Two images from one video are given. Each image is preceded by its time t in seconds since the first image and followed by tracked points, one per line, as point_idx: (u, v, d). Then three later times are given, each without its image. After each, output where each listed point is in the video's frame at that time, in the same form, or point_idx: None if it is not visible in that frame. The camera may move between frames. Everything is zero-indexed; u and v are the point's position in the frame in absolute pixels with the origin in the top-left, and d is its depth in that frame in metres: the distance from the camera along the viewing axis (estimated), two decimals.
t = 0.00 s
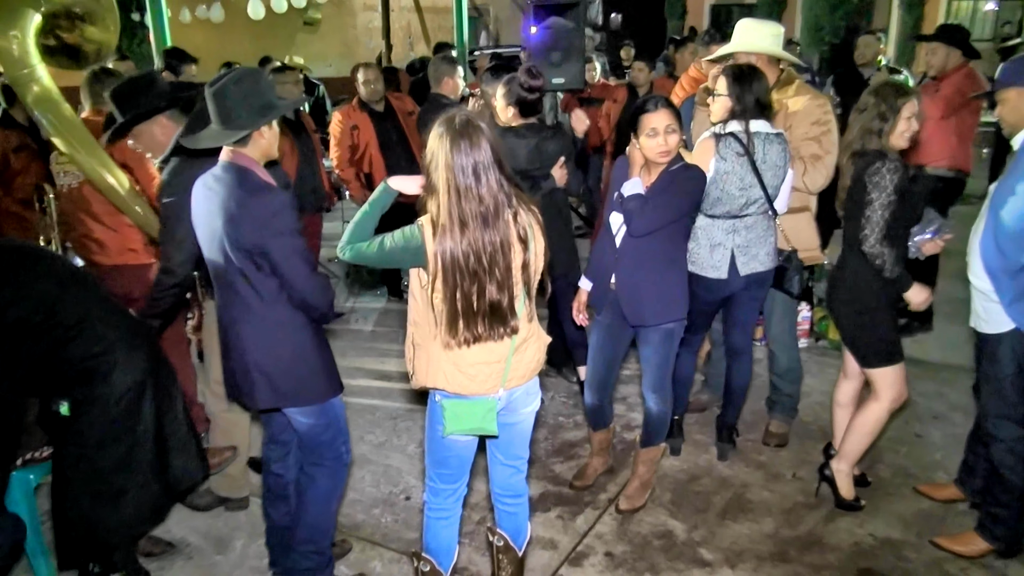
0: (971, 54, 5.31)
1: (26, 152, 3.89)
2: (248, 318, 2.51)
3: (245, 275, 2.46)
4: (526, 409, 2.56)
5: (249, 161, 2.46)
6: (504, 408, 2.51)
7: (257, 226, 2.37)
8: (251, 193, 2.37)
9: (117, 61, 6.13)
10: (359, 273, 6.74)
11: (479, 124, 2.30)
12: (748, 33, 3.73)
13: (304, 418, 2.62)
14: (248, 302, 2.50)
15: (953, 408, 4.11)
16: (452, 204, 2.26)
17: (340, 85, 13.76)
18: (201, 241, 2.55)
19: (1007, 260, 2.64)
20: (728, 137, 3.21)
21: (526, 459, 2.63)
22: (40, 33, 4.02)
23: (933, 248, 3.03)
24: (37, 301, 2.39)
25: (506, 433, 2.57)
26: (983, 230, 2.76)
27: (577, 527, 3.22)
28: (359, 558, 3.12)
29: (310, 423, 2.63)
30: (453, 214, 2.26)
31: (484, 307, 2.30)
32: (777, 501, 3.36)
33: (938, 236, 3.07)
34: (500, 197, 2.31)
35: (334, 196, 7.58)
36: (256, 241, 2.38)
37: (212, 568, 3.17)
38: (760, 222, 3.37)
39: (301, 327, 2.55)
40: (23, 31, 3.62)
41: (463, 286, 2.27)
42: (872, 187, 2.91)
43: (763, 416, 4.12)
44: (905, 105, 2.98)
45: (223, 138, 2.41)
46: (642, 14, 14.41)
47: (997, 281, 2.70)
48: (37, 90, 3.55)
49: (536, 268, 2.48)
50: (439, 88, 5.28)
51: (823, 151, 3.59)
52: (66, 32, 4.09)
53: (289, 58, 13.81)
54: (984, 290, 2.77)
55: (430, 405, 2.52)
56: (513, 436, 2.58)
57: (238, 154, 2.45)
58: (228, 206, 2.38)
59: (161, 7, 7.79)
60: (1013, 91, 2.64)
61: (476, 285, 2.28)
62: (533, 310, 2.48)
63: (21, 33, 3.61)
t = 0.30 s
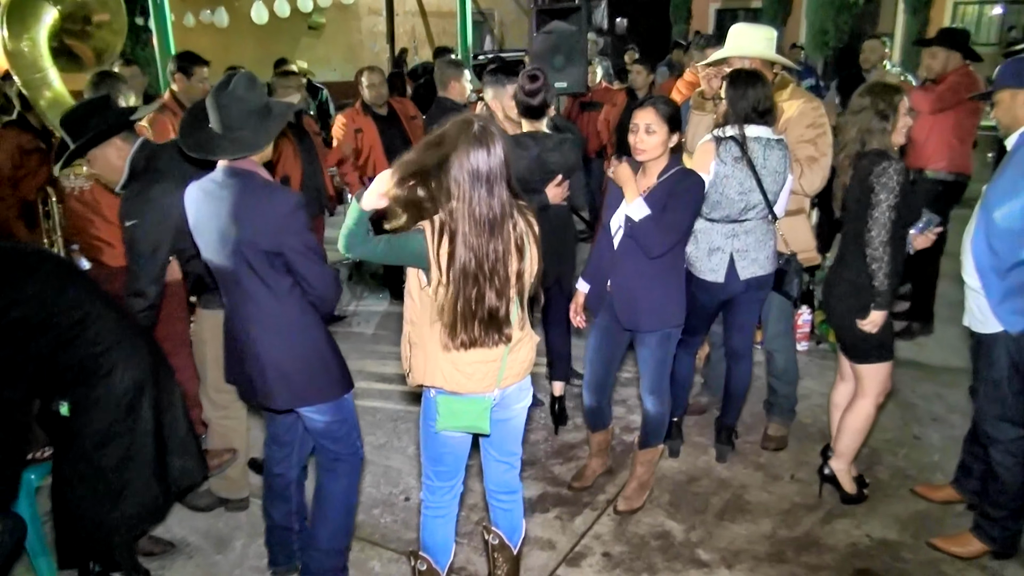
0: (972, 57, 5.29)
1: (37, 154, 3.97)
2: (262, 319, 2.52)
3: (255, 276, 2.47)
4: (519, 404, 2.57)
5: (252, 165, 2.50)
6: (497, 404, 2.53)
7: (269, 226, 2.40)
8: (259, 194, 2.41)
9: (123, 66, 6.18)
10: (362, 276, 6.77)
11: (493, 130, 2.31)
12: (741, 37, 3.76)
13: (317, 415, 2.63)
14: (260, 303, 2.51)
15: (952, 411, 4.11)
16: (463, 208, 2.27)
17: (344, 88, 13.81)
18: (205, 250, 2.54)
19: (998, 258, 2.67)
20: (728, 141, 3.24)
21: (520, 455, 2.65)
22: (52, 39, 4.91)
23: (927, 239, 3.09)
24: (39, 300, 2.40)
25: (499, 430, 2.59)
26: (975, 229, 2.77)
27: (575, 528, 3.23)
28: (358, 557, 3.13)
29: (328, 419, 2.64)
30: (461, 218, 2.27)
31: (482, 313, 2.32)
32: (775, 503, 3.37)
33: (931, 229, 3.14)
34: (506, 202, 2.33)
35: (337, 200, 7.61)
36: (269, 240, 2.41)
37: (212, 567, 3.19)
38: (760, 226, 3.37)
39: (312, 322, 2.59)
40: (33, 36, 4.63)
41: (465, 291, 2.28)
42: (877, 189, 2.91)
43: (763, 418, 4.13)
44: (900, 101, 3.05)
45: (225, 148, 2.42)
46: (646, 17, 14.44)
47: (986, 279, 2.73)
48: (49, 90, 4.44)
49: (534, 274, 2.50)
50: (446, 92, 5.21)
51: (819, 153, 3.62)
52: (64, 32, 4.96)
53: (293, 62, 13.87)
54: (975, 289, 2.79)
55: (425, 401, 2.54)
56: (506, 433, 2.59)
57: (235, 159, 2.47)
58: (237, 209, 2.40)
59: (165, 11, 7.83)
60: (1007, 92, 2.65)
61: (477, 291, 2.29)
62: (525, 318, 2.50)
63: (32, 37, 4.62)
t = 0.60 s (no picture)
0: (967, 61, 5.26)
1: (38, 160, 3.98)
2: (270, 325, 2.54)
3: (265, 284, 2.48)
4: (512, 405, 2.59)
5: (256, 172, 2.51)
6: (489, 405, 2.54)
7: (281, 234, 2.41)
8: (269, 202, 2.42)
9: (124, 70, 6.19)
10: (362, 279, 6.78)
11: (480, 135, 2.32)
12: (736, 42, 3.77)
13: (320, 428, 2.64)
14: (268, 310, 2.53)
15: (948, 414, 4.12)
16: (454, 212, 2.28)
17: (346, 93, 13.84)
18: (212, 257, 2.53)
19: (990, 262, 2.67)
20: (722, 143, 3.27)
21: (513, 456, 2.66)
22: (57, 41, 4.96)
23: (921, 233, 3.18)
24: (37, 303, 2.42)
25: (492, 431, 2.60)
26: (967, 234, 2.78)
27: (571, 531, 3.24)
28: (355, 560, 3.14)
29: (325, 435, 2.65)
30: (453, 221, 2.28)
31: (478, 312, 2.34)
32: (771, 506, 3.38)
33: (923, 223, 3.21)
34: (493, 204, 2.34)
35: (337, 204, 7.63)
36: (281, 248, 2.42)
37: (209, 569, 3.20)
38: (756, 230, 3.38)
39: (320, 328, 2.61)
40: (39, 41, 4.65)
41: (458, 292, 2.31)
42: (872, 200, 2.93)
43: (760, 422, 4.14)
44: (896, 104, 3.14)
45: (229, 152, 2.43)
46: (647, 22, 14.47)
47: (978, 283, 2.74)
48: (53, 95, 4.57)
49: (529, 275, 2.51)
50: (459, 97, 5.18)
51: (816, 157, 3.63)
52: (67, 37, 5.01)
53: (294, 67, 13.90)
54: (968, 292, 2.80)
55: (419, 402, 2.56)
56: (500, 433, 2.60)
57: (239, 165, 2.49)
58: (247, 217, 2.42)
59: (167, 16, 7.84)
60: (1000, 95, 2.67)
61: (470, 291, 2.31)
62: (519, 316, 2.50)
63: (38, 41, 4.65)
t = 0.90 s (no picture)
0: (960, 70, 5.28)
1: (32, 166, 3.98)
2: (268, 339, 2.54)
3: (264, 298, 2.48)
4: (509, 414, 2.58)
5: (260, 184, 2.51)
6: (484, 412, 2.54)
7: (285, 249, 2.40)
8: (273, 218, 2.41)
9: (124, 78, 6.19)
10: (359, 286, 6.77)
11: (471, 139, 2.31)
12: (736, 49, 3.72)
13: (310, 456, 2.65)
14: (266, 323, 2.53)
15: (944, 421, 4.12)
16: (438, 213, 2.30)
17: (346, 99, 13.85)
18: (211, 266, 2.51)
19: (983, 268, 2.68)
20: (715, 152, 3.28)
21: (508, 463, 2.65)
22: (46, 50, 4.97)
23: (915, 241, 3.13)
24: (35, 307, 2.42)
25: (488, 436, 2.61)
26: (959, 240, 2.79)
27: (566, 537, 3.23)
28: (349, 566, 3.13)
29: (315, 462, 2.66)
30: (437, 223, 2.30)
31: (457, 311, 2.34)
32: (766, 512, 3.37)
33: (919, 231, 3.17)
34: (479, 208, 2.32)
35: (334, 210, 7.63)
36: (283, 262, 2.41)
37: None
38: (749, 240, 3.37)
39: (317, 344, 2.61)
40: (28, 49, 4.69)
41: (434, 292, 2.32)
42: (867, 215, 2.93)
43: (755, 428, 4.13)
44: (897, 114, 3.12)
45: (228, 163, 2.43)
46: (645, 30, 14.50)
47: (971, 289, 2.74)
48: (43, 103, 4.59)
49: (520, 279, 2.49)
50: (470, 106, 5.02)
51: (812, 166, 3.63)
52: (57, 46, 5.02)
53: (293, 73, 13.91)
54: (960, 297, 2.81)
55: (413, 407, 2.56)
56: (496, 439, 2.61)
57: (243, 178, 2.50)
58: (250, 229, 2.41)
59: (165, 22, 7.83)
60: (991, 102, 2.68)
61: (449, 291, 2.32)
62: (508, 320, 2.50)
63: (27, 49, 4.68)
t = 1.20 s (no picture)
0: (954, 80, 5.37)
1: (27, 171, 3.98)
2: (264, 353, 2.55)
3: (261, 313, 2.48)
4: (501, 423, 2.58)
5: (257, 196, 2.51)
6: (476, 422, 2.54)
7: (284, 265, 2.40)
8: (272, 233, 2.41)
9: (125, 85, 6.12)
10: (357, 292, 6.77)
11: (463, 144, 2.32)
12: (745, 56, 3.71)
13: (310, 477, 2.69)
14: (262, 338, 2.53)
15: (941, 427, 4.13)
16: (429, 216, 2.30)
17: (344, 106, 13.85)
18: (206, 278, 2.51)
19: (979, 276, 2.69)
20: (704, 155, 3.33)
21: (502, 473, 2.66)
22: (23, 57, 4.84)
23: (921, 257, 3.11)
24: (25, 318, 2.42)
25: (482, 446, 2.60)
26: (953, 248, 2.80)
27: (564, 545, 3.23)
28: (348, 573, 3.13)
29: (314, 482, 2.70)
30: (427, 225, 2.30)
31: (449, 315, 2.34)
32: (764, 519, 3.37)
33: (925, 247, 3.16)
34: (470, 212, 2.33)
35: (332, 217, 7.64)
36: (281, 279, 2.41)
37: None
38: (741, 244, 3.39)
39: (313, 361, 2.61)
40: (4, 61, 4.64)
41: (423, 294, 2.32)
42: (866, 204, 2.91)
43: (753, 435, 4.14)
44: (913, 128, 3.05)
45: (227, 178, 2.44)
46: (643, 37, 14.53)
47: (966, 296, 2.75)
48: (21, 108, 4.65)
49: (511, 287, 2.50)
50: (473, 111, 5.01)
51: (809, 176, 3.63)
52: (40, 51, 4.88)
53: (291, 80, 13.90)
54: (955, 305, 2.82)
55: (406, 416, 2.55)
56: (489, 450, 2.60)
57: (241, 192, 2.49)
58: (248, 243, 2.40)
59: (164, 30, 7.87)
60: (984, 109, 2.70)
61: (441, 295, 2.32)
62: (502, 324, 2.48)
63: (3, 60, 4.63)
